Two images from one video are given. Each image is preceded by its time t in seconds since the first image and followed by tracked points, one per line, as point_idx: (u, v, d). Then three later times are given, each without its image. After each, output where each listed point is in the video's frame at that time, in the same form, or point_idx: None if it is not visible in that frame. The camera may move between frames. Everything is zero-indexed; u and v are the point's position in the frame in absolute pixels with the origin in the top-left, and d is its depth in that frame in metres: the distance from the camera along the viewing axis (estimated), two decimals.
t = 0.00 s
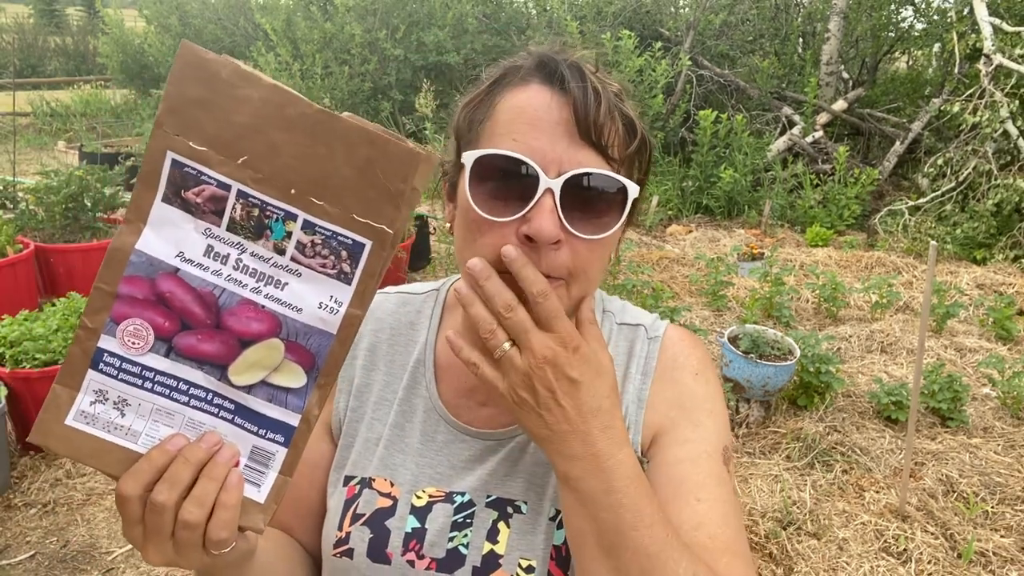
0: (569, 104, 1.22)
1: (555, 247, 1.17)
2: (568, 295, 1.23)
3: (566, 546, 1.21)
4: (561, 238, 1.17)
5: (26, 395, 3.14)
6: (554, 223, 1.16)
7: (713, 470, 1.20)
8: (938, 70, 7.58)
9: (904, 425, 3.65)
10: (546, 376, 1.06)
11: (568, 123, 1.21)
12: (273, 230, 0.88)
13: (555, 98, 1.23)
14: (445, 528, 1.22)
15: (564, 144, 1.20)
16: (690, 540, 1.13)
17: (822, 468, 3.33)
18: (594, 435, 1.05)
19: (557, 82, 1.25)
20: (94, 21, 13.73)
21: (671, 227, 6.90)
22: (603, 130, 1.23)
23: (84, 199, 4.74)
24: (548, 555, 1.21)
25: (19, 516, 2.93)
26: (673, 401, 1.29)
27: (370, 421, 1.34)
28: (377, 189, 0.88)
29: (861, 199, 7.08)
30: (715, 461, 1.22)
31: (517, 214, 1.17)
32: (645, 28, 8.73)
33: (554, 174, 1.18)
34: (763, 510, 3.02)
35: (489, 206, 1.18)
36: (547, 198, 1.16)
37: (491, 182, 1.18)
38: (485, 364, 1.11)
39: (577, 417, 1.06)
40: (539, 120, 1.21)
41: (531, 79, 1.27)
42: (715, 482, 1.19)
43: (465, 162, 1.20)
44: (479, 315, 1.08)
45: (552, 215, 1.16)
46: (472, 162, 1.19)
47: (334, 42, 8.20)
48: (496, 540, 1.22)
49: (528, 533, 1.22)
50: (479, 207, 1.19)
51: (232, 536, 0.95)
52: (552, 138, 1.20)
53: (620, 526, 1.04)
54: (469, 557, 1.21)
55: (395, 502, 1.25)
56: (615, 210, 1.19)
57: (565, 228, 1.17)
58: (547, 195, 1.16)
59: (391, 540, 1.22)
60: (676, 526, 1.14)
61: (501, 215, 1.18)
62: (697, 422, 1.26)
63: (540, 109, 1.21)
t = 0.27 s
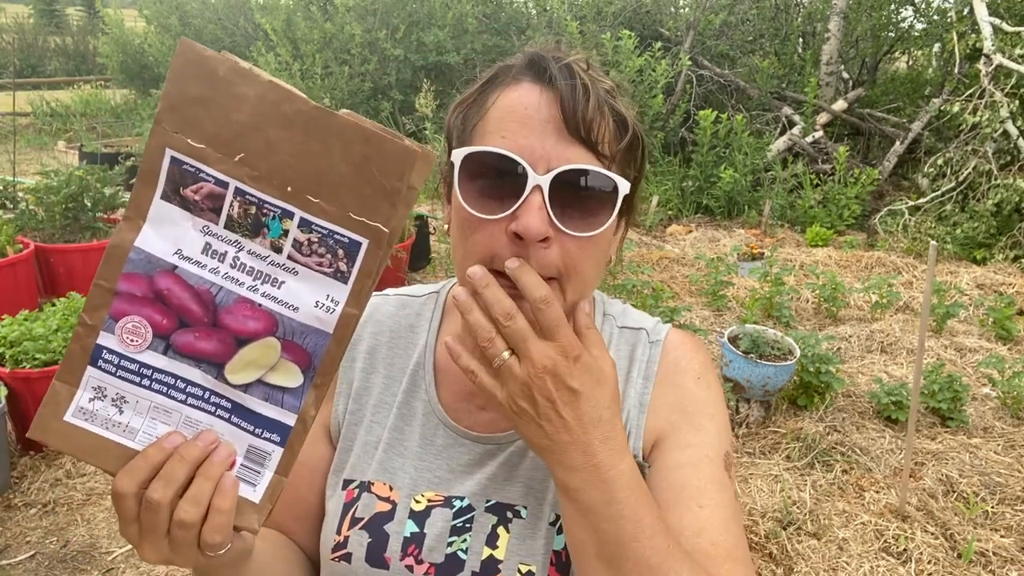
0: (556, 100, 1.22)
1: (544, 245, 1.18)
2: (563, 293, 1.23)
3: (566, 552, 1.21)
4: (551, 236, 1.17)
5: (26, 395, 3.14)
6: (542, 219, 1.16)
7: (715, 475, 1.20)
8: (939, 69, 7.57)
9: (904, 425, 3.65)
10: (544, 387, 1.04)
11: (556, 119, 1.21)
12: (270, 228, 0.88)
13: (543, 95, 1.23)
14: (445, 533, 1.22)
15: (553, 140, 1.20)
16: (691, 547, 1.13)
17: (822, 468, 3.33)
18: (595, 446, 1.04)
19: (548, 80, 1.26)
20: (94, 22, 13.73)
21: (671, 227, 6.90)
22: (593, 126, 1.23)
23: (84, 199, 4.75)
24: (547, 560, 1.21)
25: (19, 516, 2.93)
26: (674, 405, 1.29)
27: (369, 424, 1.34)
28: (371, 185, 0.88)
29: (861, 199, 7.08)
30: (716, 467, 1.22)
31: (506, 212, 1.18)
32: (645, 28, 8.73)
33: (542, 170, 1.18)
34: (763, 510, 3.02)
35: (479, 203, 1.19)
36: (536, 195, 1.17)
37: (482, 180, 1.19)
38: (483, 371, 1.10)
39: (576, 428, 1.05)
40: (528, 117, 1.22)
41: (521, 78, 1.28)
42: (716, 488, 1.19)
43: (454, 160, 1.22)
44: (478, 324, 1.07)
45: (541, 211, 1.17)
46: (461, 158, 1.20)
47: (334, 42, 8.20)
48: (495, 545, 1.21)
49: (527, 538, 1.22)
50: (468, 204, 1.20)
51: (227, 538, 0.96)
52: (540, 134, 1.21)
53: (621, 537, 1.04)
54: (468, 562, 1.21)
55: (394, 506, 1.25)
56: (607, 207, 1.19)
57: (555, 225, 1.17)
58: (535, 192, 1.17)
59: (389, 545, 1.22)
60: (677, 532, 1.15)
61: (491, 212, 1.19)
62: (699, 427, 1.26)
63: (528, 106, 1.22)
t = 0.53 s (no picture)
0: (568, 101, 1.23)
1: (553, 245, 1.18)
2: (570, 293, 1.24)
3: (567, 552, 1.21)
4: (561, 235, 1.18)
5: (25, 395, 3.14)
6: (552, 219, 1.16)
7: (712, 475, 1.19)
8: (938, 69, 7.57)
9: (904, 425, 3.65)
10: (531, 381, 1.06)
11: (568, 121, 1.22)
12: (271, 227, 0.88)
13: (555, 97, 1.24)
14: (446, 532, 1.22)
15: (565, 140, 1.21)
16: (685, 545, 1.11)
17: (822, 468, 3.33)
18: (586, 437, 1.04)
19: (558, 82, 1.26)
20: (94, 21, 13.71)
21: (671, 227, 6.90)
22: (604, 127, 1.23)
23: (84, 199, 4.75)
24: (548, 561, 1.21)
25: (19, 516, 2.93)
26: (675, 405, 1.29)
27: (372, 422, 1.35)
28: (373, 185, 0.87)
29: (861, 199, 7.08)
30: (715, 467, 1.21)
31: (518, 211, 1.18)
32: (645, 28, 8.73)
33: (553, 171, 1.18)
34: (763, 510, 3.02)
35: (490, 204, 1.19)
36: (547, 195, 1.17)
37: (492, 180, 1.19)
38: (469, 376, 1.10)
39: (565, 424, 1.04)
40: (539, 118, 1.22)
41: (534, 79, 1.28)
42: (714, 487, 1.18)
43: (464, 161, 1.22)
44: (459, 327, 1.08)
45: (552, 211, 1.17)
46: (472, 160, 1.20)
47: (334, 42, 8.20)
48: (496, 544, 1.21)
49: (528, 538, 1.22)
50: (477, 204, 1.20)
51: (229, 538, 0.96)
52: (553, 134, 1.21)
53: (611, 531, 1.02)
54: (468, 562, 1.20)
55: (396, 505, 1.25)
56: (617, 209, 1.19)
57: (564, 225, 1.18)
58: (546, 192, 1.17)
59: (390, 542, 1.22)
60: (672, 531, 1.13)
61: (502, 213, 1.19)
62: (700, 428, 1.26)
63: (542, 108, 1.23)
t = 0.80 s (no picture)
0: (563, 98, 1.23)
1: (549, 239, 1.18)
2: (564, 292, 1.22)
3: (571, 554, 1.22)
4: (556, 231, 1.18)
5: (25, 395, 3.14)
6: (548, 213, 1.17)
7: (724, 492, 1.22)
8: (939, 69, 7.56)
9: (904, 425, 3.65)
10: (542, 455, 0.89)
11: (563, 117, 1.22)
12: (262, 238, 0.87)
13: (550, 93, 1.25)
14: (451, 533, 1.23)
15: (561, 136, 1.21)
16: (700, 567, 1.13)
17: (822, 468, 3.33)
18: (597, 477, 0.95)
19: (553, 79, 1.26)
20: (95, 22, 13.71)
21: (671, 227, 6.89)
22: (599, 122, 1.24)
23: (84, 199, 4.76)
24: (552, 563, 1.21)
25: (19, 516, 2.93)
26: (685, 415, 1.30)
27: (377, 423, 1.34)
28: (352, 195, 0.84)
29: (861, 199, 7.07)
30: (726, 482, 1.23)
31: (513, 205, 1.19)
32: (645, 28, 8.73)
33: (549, 166, 1.19)
34: (763, 510, 3.02)
35: (485, 198, 1.20)
36: (543, 189, 1.18)
37: (490, 177, 1.21)
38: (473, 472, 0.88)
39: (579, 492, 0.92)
40: (534, 113, 1.23)
41: (530, 77, 1.28)
42: (727, 505, 1.20)
43: (461, 157, 1.23)
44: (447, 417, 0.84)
45: (548, 206, 1.18)
46: (468, 155, 1.22)
47: (334, 42, 8.21)
48: (501, 546, 1.22)
49: (532, 540, 1.22)
50: (474, 200, 1.21)
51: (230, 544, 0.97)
52: (547, 130, 1.21)
53: None
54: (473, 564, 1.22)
55: (401, 505, 1.27)
56: (613, 204, 1.21)
57: (560, 220, 1.18)
58: (542, 186, 1.18)
59: (396, 542, 1.24)
60: (689, 552, 1.15)
61: (498, 207, 1.20)
62: (711, 439, 1.27)
63: (538, 104, 1.24)
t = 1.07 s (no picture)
0: (567, 96, 1.23)
1: (554, 238, 1.19)
2: (569, 292, 1.22)
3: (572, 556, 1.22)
4: (561, 229, 1.19)
5: (26, 395, 3.14)
6: (552, 212, 1.17)
7: (721, 494, 1.21)
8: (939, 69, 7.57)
9: (903, 425, 3.65)
10: (484, 501, 0.96)
11: (566, 116, 1.22)
12: (284, 266, 0.89)
13: (553, 92, 1.24)
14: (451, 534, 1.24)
15: (566, 135, 1.21)
16: (688, 569, 1.15)
17: (822, 468, 3.33)
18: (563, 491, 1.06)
19: (557, 80, 1.26)
20: (95, 23, 13.72)
21: (671, 227, 6.89)
22: (603, 121, 1.23)
23: (84, 199, 4.76)
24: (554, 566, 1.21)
25: (19, 516, 2.93)
26: (686, 416, 1.29)
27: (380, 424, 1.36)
28: (376, 220, 0.86)
29: (861, 199, 7.07)
30: (724, 485, 1.23)
31: (518, 205, 1.19)
32: (645, 27, 8.73)
33: (553, 165, 1.19)
34: (763, 510, 3.02)
35: (488, 198, 1.21)
36: (547, 188, 1.18)
37: (494, 177, 1.21)
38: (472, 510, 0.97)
39: (534, 532, 1.00)
40: (538, 114, 1.23)
41: (533, 76, 1.28)
42: (722, 508, 1.20)
43: (466, 157, 1.23)
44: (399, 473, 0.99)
45: (552, 204, 1.18)
46: (472, 155, 1.22)
47: (334, 42, 8.21)
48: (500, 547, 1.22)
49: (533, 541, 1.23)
50: (479, 201, 1.22)
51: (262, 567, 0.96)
52: (551, 129, 1.21)
53: None
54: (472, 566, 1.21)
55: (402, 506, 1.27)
56: (617, 203, 1.22)
57: (565, 218, 1.19)
58: (546, 185, 1.18)
59: (396, 543, 1.25)
60: (681, 553, 1.16)
61: (502, 207, 1.20)
62: (712, 441, 1.26)
63: (541, 103, 1.23)
